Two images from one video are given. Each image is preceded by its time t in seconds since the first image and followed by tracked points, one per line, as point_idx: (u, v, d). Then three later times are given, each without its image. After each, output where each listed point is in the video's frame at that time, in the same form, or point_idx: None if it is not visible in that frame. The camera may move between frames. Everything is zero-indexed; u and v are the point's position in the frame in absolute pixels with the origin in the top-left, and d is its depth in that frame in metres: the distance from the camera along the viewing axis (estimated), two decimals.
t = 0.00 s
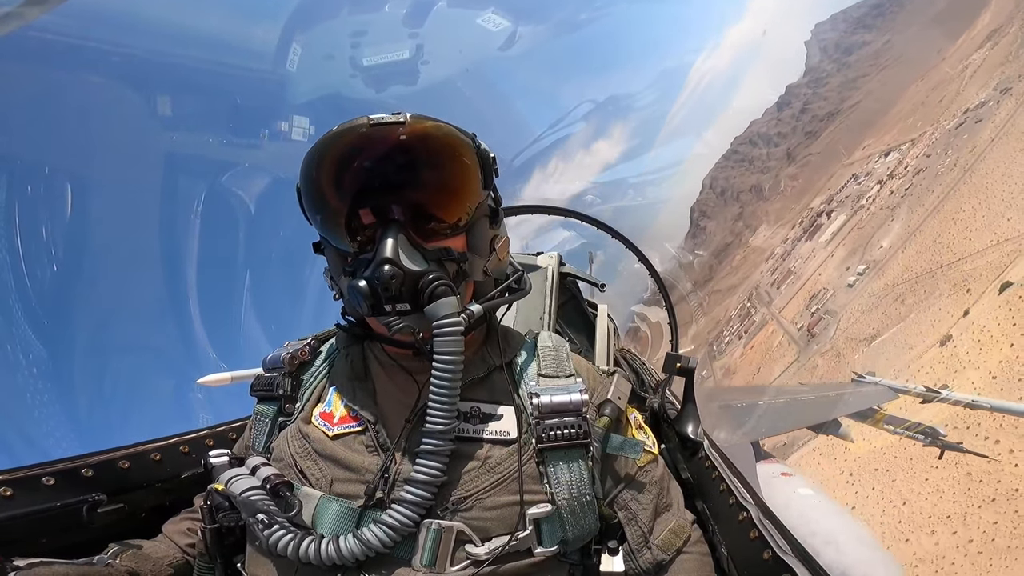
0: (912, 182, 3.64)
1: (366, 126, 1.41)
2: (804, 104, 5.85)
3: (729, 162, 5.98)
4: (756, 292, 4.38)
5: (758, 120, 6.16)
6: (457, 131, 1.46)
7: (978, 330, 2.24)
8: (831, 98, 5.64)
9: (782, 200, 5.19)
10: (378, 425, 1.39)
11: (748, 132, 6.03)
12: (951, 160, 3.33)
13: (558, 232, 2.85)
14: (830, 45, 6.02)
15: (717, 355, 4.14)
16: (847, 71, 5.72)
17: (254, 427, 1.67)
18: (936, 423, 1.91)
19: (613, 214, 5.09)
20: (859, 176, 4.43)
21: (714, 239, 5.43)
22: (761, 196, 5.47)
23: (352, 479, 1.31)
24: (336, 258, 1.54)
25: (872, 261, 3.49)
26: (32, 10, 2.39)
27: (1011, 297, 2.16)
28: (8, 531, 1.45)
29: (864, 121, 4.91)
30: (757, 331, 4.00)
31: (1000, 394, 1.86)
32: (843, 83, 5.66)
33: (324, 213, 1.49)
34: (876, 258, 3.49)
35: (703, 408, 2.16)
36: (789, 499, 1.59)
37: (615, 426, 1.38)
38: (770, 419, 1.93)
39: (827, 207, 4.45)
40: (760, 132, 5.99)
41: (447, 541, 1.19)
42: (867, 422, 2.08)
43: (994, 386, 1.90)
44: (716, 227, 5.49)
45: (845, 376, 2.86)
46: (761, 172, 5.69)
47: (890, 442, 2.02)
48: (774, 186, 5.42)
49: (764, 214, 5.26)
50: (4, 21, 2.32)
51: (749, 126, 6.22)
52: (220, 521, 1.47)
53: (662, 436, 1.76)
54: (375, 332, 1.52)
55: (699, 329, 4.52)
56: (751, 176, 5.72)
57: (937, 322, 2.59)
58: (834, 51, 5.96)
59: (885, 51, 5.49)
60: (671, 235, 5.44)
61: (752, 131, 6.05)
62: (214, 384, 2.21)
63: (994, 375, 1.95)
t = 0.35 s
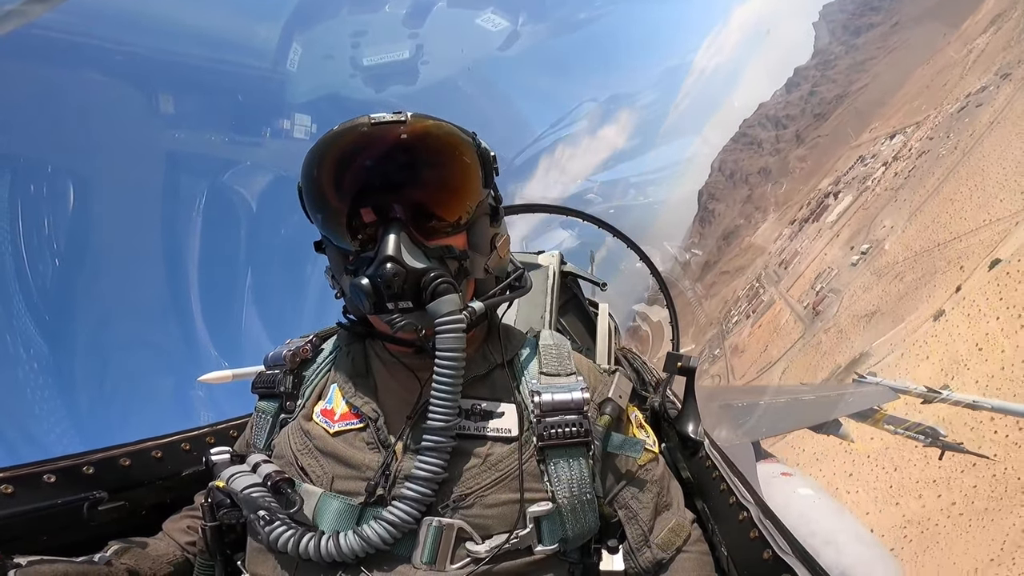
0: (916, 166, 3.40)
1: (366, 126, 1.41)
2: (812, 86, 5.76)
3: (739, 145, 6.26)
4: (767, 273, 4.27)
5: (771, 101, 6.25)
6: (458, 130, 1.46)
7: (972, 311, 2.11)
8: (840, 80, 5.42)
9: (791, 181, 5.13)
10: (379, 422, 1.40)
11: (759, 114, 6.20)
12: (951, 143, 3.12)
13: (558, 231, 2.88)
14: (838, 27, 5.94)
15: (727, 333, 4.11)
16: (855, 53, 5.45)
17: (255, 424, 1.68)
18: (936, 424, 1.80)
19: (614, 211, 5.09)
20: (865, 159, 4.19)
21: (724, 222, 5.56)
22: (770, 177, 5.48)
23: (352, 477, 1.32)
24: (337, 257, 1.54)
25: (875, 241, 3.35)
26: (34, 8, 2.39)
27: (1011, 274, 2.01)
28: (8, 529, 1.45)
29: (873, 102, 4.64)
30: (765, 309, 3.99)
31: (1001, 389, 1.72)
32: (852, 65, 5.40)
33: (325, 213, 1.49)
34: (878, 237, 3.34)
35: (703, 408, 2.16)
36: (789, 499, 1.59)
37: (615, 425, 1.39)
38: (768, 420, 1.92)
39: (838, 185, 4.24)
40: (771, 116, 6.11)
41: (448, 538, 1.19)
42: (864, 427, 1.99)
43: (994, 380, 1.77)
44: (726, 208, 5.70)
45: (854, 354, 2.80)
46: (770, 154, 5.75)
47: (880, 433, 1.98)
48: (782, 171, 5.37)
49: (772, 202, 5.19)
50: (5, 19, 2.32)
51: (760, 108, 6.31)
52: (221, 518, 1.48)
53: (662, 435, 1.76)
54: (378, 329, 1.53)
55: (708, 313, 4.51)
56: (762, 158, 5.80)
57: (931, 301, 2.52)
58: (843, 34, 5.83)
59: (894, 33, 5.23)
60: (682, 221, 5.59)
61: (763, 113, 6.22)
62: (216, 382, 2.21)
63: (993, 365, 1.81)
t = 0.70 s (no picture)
0: (918, 151, 3.46)
1: (372, 126, 1.41)
2: (822, 71, 5.89)
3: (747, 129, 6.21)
4: (773, 256, 4.42)
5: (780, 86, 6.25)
6: (463, 130, 1.47)
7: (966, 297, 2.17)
8: (849, 66, 5.61)
9: (801, 166, 5.25)
10: (379, 420, 1.39)
11: (767, 99, 6.18)
12: (952, 131, 3.14)
13: (558, 231, 2.87)
14: (849, 11, 6.01)
15: (733, 316, 4.26)
16: (864, 40, 5.66)
17: (255, 423, 1.68)
18: (936, 424, 1.80)
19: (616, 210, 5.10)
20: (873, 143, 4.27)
21: (733, 205, 5.71)
22: (782, 162, 5.60)
23: (353, 475, 1.32)
24: (341, 258, 1.54)
25: (876, 223, 3.45)
26: (37, 7, 2.39)
27: (1001, 256, 2.07)
28: (8, 527, 1.45)
29: (881, 91, 4.71)
30: (770, 290, 4.09)
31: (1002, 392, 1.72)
32: (863, 51, 5.56)
33: (329, 213, 1.49)
34: (880, 220, 3.43)
35: (703, 408, 2.17)
36: (789, 499, 1.58)
37: (616, 424, 1.39)
38: (767, 420, 1.92)
39: (847, 166, 4.41)
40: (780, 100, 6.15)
41: (448, 536, 1.19)
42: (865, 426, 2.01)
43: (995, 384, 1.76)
44: (735, 192, 5.79)
45: (853, 331, 2.92)
46: (779, 140, 5.81)
47: (881, 433, 1.99)
48: (794, 156, 5.48)
49: (781, 187, 5.30)
50: (6, 18, 2.32)
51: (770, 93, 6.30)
52: (221, 517, 1.48)
53: (663, 435, 1.76)
54: (381, 329, 1.53)
55: (716, 296, 4.71)
56: (771, 142, 5.89)
57: (925, 281, 2.59)
58: (854, 19, 5.93)
59: (905, 18, 5.27)
60: (691, 207, 5.79)
61: (772, 96, 6.18)
62: (217, 380, 2.22)
63: (990, 358, 1.83)
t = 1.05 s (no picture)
0: (923, 141, 3.43)
1: (413, 118, 1.42)
2: (834, 59, 5.67)
3: (757, 116, 6.09)
4: (778, 244, 4.41)
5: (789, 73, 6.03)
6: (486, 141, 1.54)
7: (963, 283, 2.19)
8: (861, 53, 5.35)
9: (809, 154, 5.19)
10: (378, 419, 1.38)
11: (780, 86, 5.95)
12: (958, 120, 3.06)
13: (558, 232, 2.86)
14: None
15: (739, 299, 4.41)
16: (879, 27, 5.32)
17: (256, 424, 1.69)
18: (937, 424, 1.78)
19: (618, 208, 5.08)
20: (882, 133, 4.21)
21: (743, 189, 5.67)
22: (793, 147, 5.44)
23: (354, 475, 1.32)
24: (354, 249, 1.51)
25: (881, 207, 3.44)
26: (38, 8, 2.38)
27: (993, 241, 2.09)
28: (10, 530, 1.46)
29: (892, 81, 4.58)
30: (775, 277, 4.14)
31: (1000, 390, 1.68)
32: (875, 38, 5.29)
33: (349, 202, 1.47)
34: (883, 209, 3.39)
35: (705, 408, 2.17)
36: (789, 499, 1.59)
37: (616, 424, 1.39)
38: (767, 422, 1.92)
39: (860, 153, 4.32)
40: (792, 87, 5.95)
41: (450, 535, 1.20)
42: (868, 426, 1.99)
43: (996, 383, 1.72)
44: (745, 177, 5.71)
45: (856, 311, 3.00)
46: (791, 127, 5.63)
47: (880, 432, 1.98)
48: (805, 139, 5.35)
49: (789, 173, 5.25)
50: (8, 21, 2.32)
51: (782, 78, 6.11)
52: (223, 518, 1.48)
53: (664, 435, 1.75)
54: (398, 321, 1.55)
55: (726, 280, 4.75)
56: (782, 129, 5.69)
57: (920, 264, 2.65)
58: (866, 4, 5.66)
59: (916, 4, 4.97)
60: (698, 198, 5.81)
61: (784, 83, 6.00)
62: (219, 382, 2.22)
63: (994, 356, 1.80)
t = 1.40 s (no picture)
0: (930, 129, 3.21)
1: (420, 122, 1.43)
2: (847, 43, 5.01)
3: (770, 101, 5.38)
4: (790, 227, 4.11)
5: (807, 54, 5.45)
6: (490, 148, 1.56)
7: (953, 277, 2.15)
8: (875, 40, 4.76)
9: (820, 139, 4.65)
10: (380, 420, 1.38)
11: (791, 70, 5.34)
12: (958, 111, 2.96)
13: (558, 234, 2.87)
14: None
15: (746, 284, 4.10)
16: (892, 13, 4.75)
17: (259, 427, 1.69)
18: (940, 421, 1.72)
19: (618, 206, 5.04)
20: (892, 118, 3.89)
21: (752, 177, 5.07)
22: (803, 133, 4.89)
23: (357, 476, 1.32)
24: (357, 249, 1.52)
25: (887, 196, 3.21)
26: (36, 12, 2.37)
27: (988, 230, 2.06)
28: (12, 535, 1.46)
29: (906, 64, 4.16)
30: (781, 266, 3.88)
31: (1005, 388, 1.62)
32: (886, 25, 4.70)
33: (354, 202, 1.48)
34: (890, 197, 3.18)
35: (707, 408, 2.17)
36: (794, 500, 1.57)
37: (618, 424, 1.39)
38: (768, 423, 1.90)
39: (865, 140, 4.02)
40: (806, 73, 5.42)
41: (452, 536, 1.20)
42: (868, 425, 1.93)
43: (997, 371, 1.69)
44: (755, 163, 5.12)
45: (857, 295, 2.88)
46: (803, 112, 5.04)
47: (880, 430, 1.90)
48: (820, 122, 4.79)
49: (799, 160, 4.74)
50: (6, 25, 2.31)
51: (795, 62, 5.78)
52: (226, 521, 1.46)
53: (666, 435, 1.74)
54: (400, 322, 1.56)
55: (733, 262, 4.43)
56: (794, 115, 5.10)
57: (917, 249, 2.59)
58: None
59: None
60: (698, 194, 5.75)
61: (796, 67, 5.36)
62: (220, 387, 2.22)
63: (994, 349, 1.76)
